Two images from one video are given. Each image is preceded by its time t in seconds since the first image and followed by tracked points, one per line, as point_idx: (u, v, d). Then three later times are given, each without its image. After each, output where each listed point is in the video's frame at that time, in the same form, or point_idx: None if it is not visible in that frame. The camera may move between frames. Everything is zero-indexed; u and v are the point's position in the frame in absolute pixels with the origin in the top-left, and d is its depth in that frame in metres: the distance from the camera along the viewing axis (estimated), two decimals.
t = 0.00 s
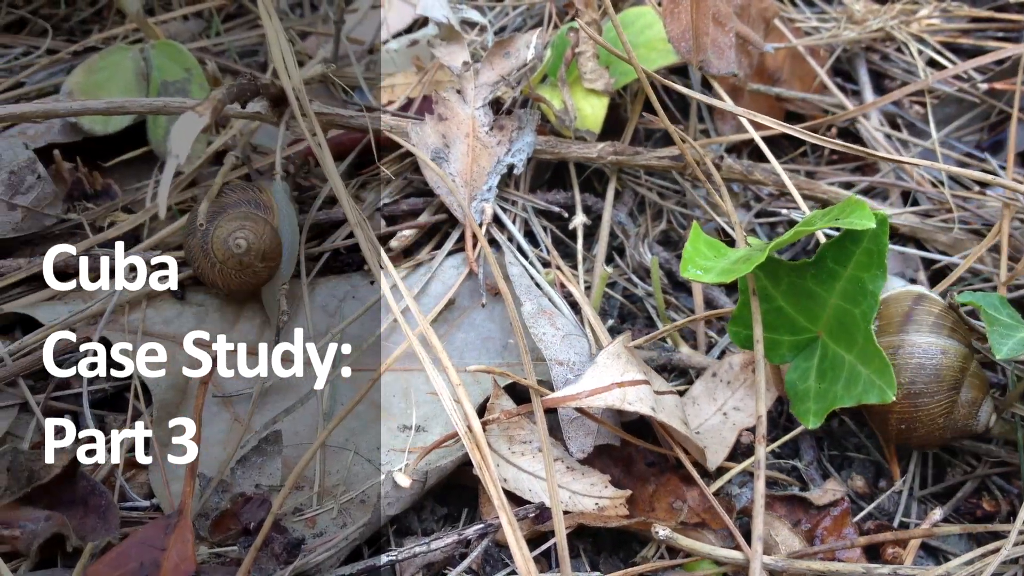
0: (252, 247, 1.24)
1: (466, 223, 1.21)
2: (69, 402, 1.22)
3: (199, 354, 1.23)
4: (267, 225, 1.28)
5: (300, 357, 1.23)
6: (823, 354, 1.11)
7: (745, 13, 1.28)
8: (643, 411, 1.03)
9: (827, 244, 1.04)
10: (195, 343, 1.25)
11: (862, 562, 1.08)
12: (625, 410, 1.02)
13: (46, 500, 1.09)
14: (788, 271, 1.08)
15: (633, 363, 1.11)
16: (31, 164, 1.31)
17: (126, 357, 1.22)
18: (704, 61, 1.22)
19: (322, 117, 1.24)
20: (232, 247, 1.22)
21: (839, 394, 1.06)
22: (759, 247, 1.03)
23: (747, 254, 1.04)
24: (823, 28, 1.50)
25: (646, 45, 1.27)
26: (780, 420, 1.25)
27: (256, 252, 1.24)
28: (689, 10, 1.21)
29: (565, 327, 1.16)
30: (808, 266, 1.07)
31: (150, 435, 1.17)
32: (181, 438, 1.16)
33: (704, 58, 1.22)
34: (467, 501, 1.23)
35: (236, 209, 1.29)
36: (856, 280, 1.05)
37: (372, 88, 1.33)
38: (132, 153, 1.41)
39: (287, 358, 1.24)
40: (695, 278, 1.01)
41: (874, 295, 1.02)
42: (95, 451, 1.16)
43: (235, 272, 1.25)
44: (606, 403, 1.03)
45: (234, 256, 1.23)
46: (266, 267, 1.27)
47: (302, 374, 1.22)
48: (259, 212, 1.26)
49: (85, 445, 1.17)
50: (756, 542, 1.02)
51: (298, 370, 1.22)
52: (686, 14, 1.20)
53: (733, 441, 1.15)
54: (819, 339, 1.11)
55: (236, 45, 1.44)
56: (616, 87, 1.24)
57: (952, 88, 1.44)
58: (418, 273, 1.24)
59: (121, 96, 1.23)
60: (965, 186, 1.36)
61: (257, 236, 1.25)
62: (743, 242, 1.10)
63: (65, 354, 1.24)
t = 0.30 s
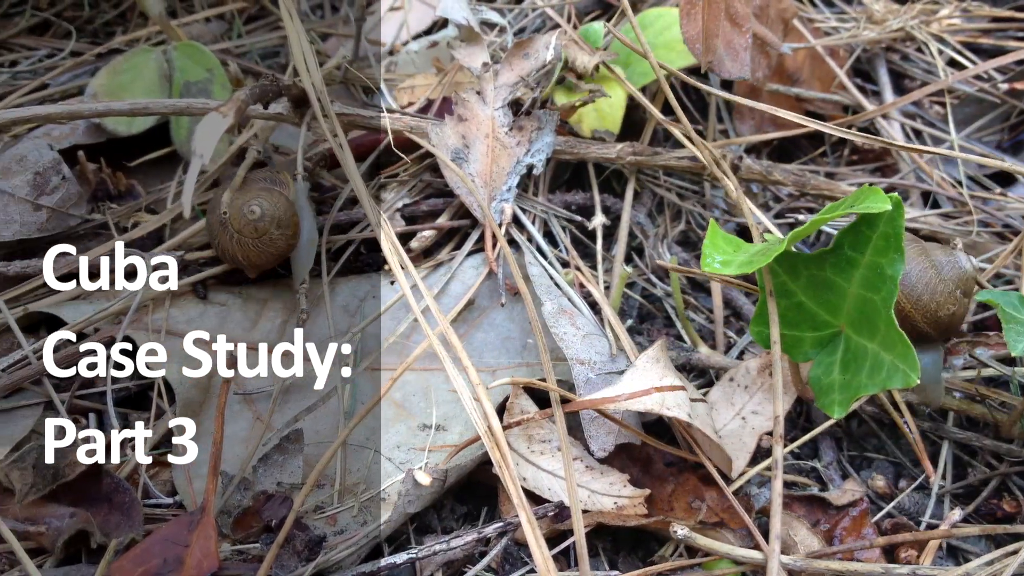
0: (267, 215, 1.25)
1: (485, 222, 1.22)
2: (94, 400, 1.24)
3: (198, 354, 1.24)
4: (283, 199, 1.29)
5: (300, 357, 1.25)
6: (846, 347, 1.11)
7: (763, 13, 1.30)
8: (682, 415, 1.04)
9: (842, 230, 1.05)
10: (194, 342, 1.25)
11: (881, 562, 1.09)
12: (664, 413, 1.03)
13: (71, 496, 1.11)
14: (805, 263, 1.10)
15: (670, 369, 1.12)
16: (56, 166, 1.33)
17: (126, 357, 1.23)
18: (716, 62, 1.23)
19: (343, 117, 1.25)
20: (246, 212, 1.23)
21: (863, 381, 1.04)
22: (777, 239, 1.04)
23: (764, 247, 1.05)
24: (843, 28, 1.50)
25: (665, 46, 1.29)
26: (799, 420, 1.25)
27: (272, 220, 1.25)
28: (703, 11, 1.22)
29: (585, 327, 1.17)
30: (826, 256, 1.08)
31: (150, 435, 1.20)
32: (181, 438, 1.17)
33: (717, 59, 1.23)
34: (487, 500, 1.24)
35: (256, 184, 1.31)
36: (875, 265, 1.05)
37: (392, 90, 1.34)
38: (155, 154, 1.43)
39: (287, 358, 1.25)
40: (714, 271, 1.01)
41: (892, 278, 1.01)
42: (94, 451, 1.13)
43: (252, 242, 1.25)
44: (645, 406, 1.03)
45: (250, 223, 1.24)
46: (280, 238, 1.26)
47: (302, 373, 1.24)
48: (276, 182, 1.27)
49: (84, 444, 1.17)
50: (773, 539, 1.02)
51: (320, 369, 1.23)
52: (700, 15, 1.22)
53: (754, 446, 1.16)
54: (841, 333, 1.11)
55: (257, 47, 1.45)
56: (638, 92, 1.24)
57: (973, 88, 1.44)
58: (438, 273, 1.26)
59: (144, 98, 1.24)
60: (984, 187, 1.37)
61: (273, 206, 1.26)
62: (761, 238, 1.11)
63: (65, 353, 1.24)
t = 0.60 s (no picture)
0: (285, 214, 1.27)
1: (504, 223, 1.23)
2: (116, 398, 1.25)
3: (198, 354, 1.24)
4: (301, 196, 1.30)
5: (300, 357, 1.26)
6: (867, 344, 1.12)
7: (781, 13, 1.31)
8: (701, 421, 1.06)
9: (862, 226, 1.06)
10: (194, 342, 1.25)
11: (899, 562, 1.09)
12: (684, 419, 1.05)
13: (94, 493, 1.12)
14: (826, 260, 1.11)
15: (691, 373, 1.12)
16: (79, 167, 1.35)
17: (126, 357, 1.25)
18: (733, 61, 1.23)
19: (362, 118, 1.26)
20: (265, 212, 1.25)
21: (885, 377, 1.06)
22: (797, 237, 1.05)
23: (784, 244, 1.07)
24: (862, 28, 1.50)
25: (685, 46, 1.29)
26: (818, 421, 1.25)
27: (290, 219, 1.27)
28: (721, 11, 1.22)
29: (603, 326, 1.18)
30: (847, 252, 1.09)
31: (149, 435, 1.21)
32: (182, 439, 1.18)
33: (734, 58, 1.23)
34: (505, 499, 1.24)
35: (275, 179, 1.32)
36: (895, 261, 1.05)
37: (411, 91, 1.35)
38: (177, 155, 1.44)
39: (287, 358, 1.27)
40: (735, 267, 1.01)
41: (913, 273, 1.02)
42: (95, 452, 1.14)
43: (269, 239, 1.28)
44: (664, 411, 1.06)
45: (268, 221, 1.26)
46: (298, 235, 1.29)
47: (302, 373, 1.25)
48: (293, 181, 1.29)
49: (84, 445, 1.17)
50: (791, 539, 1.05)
51: (340, 368, 1.24)
52: (719, 15, 1.22)
53: (773, 446, 1.16)
54: (862, 330, 1.12)
55: (277, 48, 1.47)
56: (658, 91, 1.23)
57: (992, 88, 1.43)
58: (456, 273, 1.27)
59: (165, 98, 1.26)
60: (1005, 186, 1.36)
61: (292, 204, 1.28)
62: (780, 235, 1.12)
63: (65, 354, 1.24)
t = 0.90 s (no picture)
0: (306, 213, 1.28)
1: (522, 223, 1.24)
2: (139, 396, 1.26)
3: (199, 354, 1.24)
4: (321, 193, 1.32)
5: (299, 357, 1.27)
6: (888, 341, 1.13)
7: (802, 13, 1.31)
8: (720, 425, 1.07)
9: (883, 222, 1.07)
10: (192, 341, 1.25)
11: (918, 562, 1.09)
12: (703, 423, 1.06)
13: (117, 490, 1.13)
14: (847, 257, 1.12)
15: (711, 376, 1.13)
16: (103, 167, 1.37)
17: (126, 357, 1.25)
18: (752, 61, 1.23)
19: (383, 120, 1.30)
20: (287, 209, 1.27)
21: (906, 372, 1.07)
22: (818, 233, 1.06)
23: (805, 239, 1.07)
24: (881, 28, 1.50)
25: (704, 46, 1.29)
26: (836, 421, 1.26)
27: (310, 218, 1.29)
28: (740, 11, 1.23)
29: (622, 326, 1.18)
30: (868, 247, 1.10)
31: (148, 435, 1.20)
32: (182, 438, 1.19)
33: (753, 57, 1.23)
34: (524, 498, 1.25)
35: (294, 174, 1.33)
36: (917, 257, 1.06)
37: (431, 91, 1.36)
38: (199, 156, 1.46)
39: (286, 358, 1.27)
40: (756, 261, 1.03)
41: (934, 268, 1.03)
42: (94, 451, 1.14)
43: (287, 234, 1.30)
44: (683, 414, 1.07)
45: (289, 219, 1.28)
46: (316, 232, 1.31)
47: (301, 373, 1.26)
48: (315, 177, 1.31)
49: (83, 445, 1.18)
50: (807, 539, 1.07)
51: (359, 367, 1.25)
52: (738, 15, 1.22)
53: (792, 445, 1.17)
54: (883, 326, 1.13)
55: (297, 49, 1.48)
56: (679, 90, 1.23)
57: (1012, 88, 1.43)
58: (475, 273, 1.27)
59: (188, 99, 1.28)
60: None
61: (313, 204, 1.29)
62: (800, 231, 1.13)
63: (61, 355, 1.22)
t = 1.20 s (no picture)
0: (334, 217, 1.30)
1: (540, 224, 1.24)
2: (160, 395, 1.27)
3: (199, 354, 1.25)
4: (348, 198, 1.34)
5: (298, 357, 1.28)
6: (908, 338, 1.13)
7: (820, 13, 1.31)
8: (739, 425, 1.07)
9: (902, 218, 1.07)
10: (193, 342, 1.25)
11: (936, 562, 1.09)
12: (721, 423, 1.06)
13: (139, 488, 1.14)
14: (867, 254, 1.12)
15: (729, 376, 1.13)
16: (125, 168, 1.38)
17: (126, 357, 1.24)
18: (771, 61, 1.24)
19: (401, 120, 1.30)
20: (317, 213, 1.28)
21: (926, 368, 1.07)
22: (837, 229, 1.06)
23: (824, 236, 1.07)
24: (900, 28, 1.50)
25: (722, 48, 1.29)
26: (854, 421, 1.26)
27: (338, 222, 1.31)
28: (758, 10, 1.23)
29: (639, 326, 1.19)
30: (887, 244, 1.10)
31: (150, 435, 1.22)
32: (183, 438, 1.18)
33: (771, 57, 1.24)
34: (542, 497, 1.26)
35: (319, 178, 1.35)
36: (936, 252, 1.07)
37: (450, 92, 1.37)
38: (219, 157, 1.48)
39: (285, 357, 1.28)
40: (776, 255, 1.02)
41: (954, 263, 1.03)
42: (95, 451, 1.15)
43: (314, 238, 1.32)
44: (701, 415, 1.07)
45: (318, 223, 1.29)
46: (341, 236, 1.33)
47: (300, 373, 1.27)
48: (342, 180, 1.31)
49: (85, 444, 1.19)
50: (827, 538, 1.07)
51: (377, 366, 1.26)
52: (756, 15, 1.22)
53: (810, 443, 1.17)
54: (902, 323, 1.14)
55: (317, 51, 1.49)
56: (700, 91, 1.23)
57: None
58: (494, 273, 1.28)
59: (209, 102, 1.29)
60: None
61: (341, 208, 1.31)
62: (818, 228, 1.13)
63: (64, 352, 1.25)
